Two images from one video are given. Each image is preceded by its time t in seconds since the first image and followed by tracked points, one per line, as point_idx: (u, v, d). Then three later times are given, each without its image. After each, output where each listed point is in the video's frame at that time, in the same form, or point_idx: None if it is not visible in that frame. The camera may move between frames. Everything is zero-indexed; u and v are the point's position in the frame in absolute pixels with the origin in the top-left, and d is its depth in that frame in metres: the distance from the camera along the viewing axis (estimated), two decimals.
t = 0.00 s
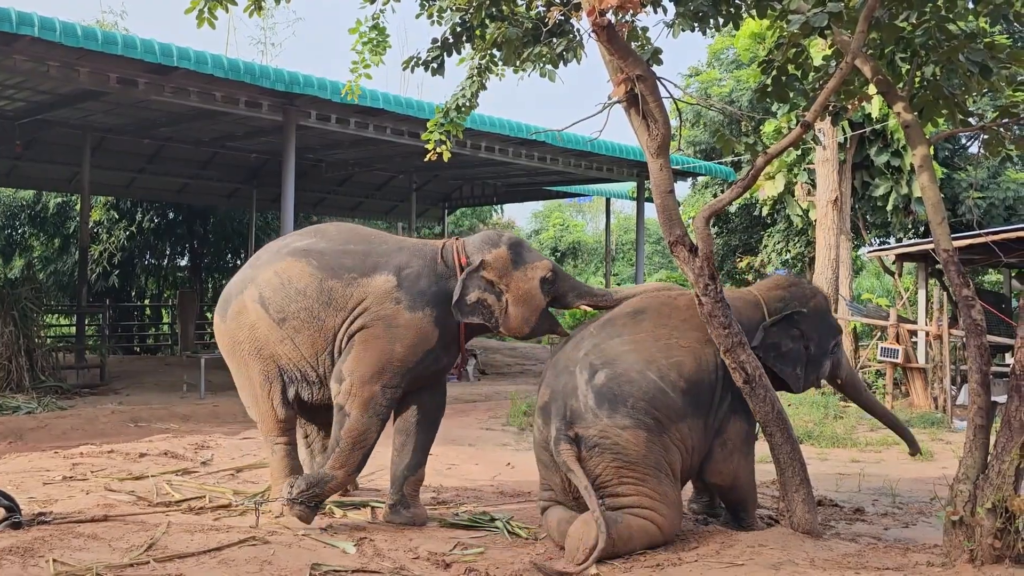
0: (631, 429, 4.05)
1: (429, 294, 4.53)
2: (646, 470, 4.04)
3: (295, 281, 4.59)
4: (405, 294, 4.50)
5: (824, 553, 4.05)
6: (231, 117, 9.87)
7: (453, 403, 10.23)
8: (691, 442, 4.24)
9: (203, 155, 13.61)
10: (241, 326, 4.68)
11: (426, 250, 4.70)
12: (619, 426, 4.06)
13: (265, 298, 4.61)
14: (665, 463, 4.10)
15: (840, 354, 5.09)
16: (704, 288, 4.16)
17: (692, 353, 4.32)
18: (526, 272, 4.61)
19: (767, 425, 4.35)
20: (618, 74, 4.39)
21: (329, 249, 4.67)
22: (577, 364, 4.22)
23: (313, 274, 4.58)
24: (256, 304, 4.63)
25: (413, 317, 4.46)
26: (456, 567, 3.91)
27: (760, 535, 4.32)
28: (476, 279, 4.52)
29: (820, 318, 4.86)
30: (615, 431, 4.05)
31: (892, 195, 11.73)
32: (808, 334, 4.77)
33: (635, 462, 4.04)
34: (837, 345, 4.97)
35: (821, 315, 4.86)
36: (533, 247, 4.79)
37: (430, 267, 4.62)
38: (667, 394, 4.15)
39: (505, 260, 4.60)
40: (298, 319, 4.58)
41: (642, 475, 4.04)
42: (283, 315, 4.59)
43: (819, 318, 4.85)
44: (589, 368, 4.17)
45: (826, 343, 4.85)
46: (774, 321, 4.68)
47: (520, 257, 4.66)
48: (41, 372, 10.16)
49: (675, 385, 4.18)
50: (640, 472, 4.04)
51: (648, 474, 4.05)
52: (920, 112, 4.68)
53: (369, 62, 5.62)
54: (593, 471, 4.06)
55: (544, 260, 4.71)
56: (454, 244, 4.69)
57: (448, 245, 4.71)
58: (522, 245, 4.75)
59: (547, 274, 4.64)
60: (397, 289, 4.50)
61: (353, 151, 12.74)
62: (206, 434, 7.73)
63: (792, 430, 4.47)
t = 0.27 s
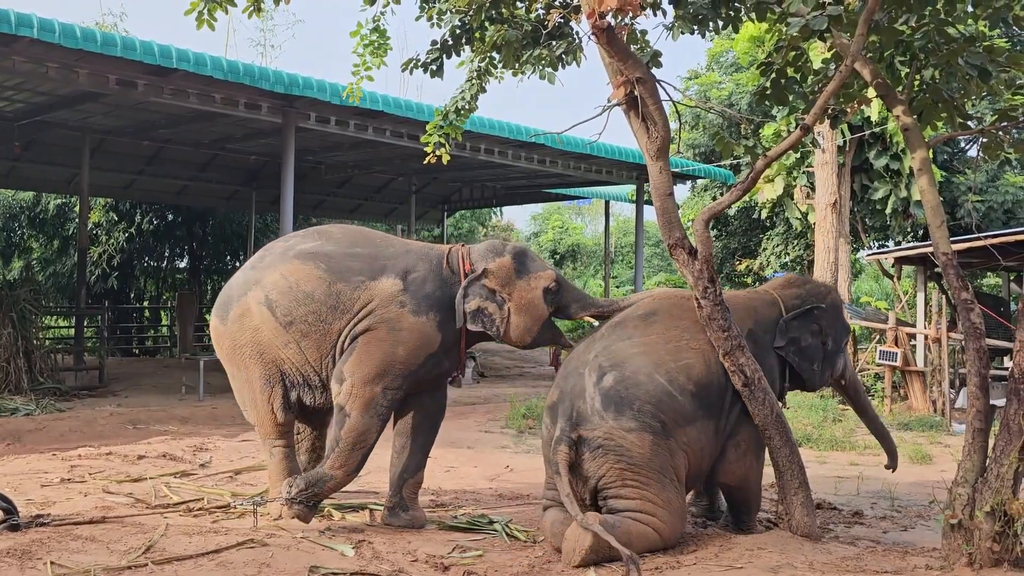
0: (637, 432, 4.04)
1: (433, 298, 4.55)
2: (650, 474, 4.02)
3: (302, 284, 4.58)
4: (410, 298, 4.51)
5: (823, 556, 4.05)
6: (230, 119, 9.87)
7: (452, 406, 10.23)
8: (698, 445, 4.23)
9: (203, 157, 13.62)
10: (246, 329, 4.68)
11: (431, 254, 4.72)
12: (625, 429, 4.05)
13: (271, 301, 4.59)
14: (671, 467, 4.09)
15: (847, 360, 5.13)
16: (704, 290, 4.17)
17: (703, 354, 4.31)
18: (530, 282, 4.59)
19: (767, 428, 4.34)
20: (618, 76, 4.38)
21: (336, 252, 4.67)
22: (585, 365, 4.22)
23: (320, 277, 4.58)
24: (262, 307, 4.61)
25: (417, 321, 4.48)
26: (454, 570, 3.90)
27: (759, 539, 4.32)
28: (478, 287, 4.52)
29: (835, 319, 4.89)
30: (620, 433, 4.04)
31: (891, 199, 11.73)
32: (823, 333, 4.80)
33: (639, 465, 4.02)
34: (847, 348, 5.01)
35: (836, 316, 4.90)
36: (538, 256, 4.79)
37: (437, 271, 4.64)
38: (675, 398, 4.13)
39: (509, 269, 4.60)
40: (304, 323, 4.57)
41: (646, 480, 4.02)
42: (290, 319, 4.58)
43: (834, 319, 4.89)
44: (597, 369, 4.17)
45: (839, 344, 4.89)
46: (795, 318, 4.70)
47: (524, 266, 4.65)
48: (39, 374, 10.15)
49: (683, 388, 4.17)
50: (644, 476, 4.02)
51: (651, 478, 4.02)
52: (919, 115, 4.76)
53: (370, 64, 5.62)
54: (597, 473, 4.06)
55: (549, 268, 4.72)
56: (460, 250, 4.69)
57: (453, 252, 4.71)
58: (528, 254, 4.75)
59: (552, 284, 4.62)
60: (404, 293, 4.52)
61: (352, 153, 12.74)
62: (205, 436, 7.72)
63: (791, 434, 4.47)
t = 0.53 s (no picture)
0: (643, 432, 4.05)
1: (435, 302, 4.55)
2: (653, 473, 4.02)
3: (305, 287, 4.58)
4: (411, 301, 4.51)
5: (821, 558, 4.05)
6: (229, 120, 9.87)
7: (450, 408, 10.22)
8: (706, 444, 4.22)
9: (202, 158, 13.62)
10: (248, 331, 4.68)
11: (433, 257, 4.73)
12: (631, 428, 4.06)
13: (274, 304, 4.59)
14: (677, 468, 4.08)
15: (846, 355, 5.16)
16: (705, 292, 4.18)
17: (711, 350, 4.31)
18: (531, 290, 4.60)
19: (766, 430, 4.34)
20: (621, 77, 4.39)
21: (340, 254, 4.67)
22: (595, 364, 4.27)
23: (323, 280, 4.58)
24: (265, 309, 4.61)
25: (418, 324, 4.48)
26: (452, 572, 3.90)
27: (757, 541, 4.33)
28: (479, 292, 4.51)
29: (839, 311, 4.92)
30: (626, 433, 4.05)
31: (889, 201, 11.75)
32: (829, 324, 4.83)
33: (643, 465, 4.02)
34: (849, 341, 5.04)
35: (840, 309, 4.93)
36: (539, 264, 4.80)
37: (440, 275, 4.65)
38: (683, 395, 4.13)
39: (512, 276, 4.60)
40: (307, 326, 4.57)
41: (651, 479, 4.02)
42: (292, 321, 4.58)
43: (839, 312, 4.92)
44: (605, 368, 4.22)
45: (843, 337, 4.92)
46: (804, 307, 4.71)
47: (526, 274, 4.66)
48: (37, 374, 10.14)
49: (691, 384, 4.17)
50: (647, 475, 4.02)
51: (655, 478, 4.02)
52: (917, 119, 4.72)
53: (370, 66, 5.62)
54: (602, 472, 4.09)
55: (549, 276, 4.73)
56: (464, 255, 4.71)
57: (457, 257, 4.72)
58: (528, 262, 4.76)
59: (553, 293, 4.63)
60: (406, 295, 4.52)
61: (351, 154, 12.74)
62: (203, 437, 7.71)
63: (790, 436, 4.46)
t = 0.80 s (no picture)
0: (653, 437, 4.03)
1: (433, 303, 4.56)
2: (660, 479, 4.02)
3: (303, 287, 4.58)
4: (409, 302, 4.51)
5: (818, 560, 4.05)
6: (227, 120, 9.86)
7: (447, 408, 10.21)
8: (708, 448, 4.23)
9: (199, 158, 13.61)
10: (245, 332, 4.67)
11: (431, 258, 4.73)
12: (642, 432, 4.04)
13: (272, 305, 4.59)
14: (681, 472, 4.09)
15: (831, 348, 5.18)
16: (703, 293, 4.17)
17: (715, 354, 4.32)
18: (529, 288, 4.57)
19: (763, 431, 4.34)
20: (620, 77, 4.37)
21: (338, 255, 4.67)
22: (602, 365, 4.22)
23: (321, 280, 4.57)
24: (262, 310, 4.61)
25: (416, 325, 4.48)
26: (449, 573, 3.90)
27: (755, 543, 4.33)
28: (475, 291, 4.51)
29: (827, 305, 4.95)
30: (637, 437, 4.03)
31: (887, 203, 11.76)
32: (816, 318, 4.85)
33: (650, 470, 4.02)
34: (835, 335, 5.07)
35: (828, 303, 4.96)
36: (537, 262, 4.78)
37: (438, 275, 4.66)
38: (692, 401, 4.14)
39: (507, 274, 4.58)
40: (305, 327, 4.57)
41: (656, 483, 4.02)
42: (290, 323, 4.58)
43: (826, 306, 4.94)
44: (614, 370, 4.17)
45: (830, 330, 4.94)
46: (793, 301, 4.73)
47: (523, 272, 4.64)
48: (34, 374, 10.12)
49: (699, 391, 4.18)
50: (654, 481, 4.02)
51: (661, 483, 4.02)
52: (915, 121, 4.71)
53: (368, 67, 5.61)
54: (607, 474, 4.05)
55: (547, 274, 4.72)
56: (461, 254, 4.69)
57: (454, 256, 4.72)
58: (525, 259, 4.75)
59: (550, 291, 4.58)
60: (403, 296, 4.52)
61: (350, 155, 12.73)
62: (200, 438, 7.70)
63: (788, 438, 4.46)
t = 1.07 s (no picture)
0: (656, 436, 4.04)
1: (423, 301, 4.53)
2: (661, 478, 4.02)
3: (293, 289, 4.57)
4: (399, 302, 4.49)
5: (818, 562, 4.06)
6: (227, 120, 9.86)
7: (447, 409, 10.21)
8: (708, 448, 4.25)
9: (199, 158, 13.62)
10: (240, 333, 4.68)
11: (424, 257, 4.71)
12: (644, 431, 4.04)
13: (264, 306, 4.61)
14: (681, 472, 4.10)
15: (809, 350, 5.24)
16: (700, 295, 4.17)
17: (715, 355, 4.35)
18: (520, 281, 4.58)
19: (761, 433, 4.34)
20: (616, 80, 4.36)
21: (331, 256, 4.65)
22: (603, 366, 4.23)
23: (312, 282, 4.56)
24: (255, 312, 4.62)
25: (406, 325, 4.46)
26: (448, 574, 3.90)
27: (755, 544, 4.33)
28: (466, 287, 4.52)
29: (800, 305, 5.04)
30: (640, 436, 4.03)
31: (887, 205, 11.78)
32: (797, 315, 4.89)
33: (653, 469, 4.02)
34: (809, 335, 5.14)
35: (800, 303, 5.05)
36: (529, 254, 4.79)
37: (430, 274, 4.63)
38: (694, 400, 4.16)
39: (497, 266, 4.61)
40: (297, 328, 4.57)
41: (657, 483, 4.02)
42: (282, 324, 4.59)
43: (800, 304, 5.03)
44: (617, 371, 4.18)
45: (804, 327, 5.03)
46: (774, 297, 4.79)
47: (514, 264, 4.65)
48: (33, 374, 10.11)
49: (701, 391, 4.21)
50: (656, 481, 4.02)
51: (662, 483, 4.02)
52: (915, 124, 4.71)
53: (367, 66, 5.61)
54: (610, 475, 4.04)
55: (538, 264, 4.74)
56: (451, 250, 4.69)
57: (445, 252, 4.71)
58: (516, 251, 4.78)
59: (542, 282, 4.59)
60: (393, 296, 4.50)
61: (350, 155, 12.73)
62: (199, 438, 7.69)
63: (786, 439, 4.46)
